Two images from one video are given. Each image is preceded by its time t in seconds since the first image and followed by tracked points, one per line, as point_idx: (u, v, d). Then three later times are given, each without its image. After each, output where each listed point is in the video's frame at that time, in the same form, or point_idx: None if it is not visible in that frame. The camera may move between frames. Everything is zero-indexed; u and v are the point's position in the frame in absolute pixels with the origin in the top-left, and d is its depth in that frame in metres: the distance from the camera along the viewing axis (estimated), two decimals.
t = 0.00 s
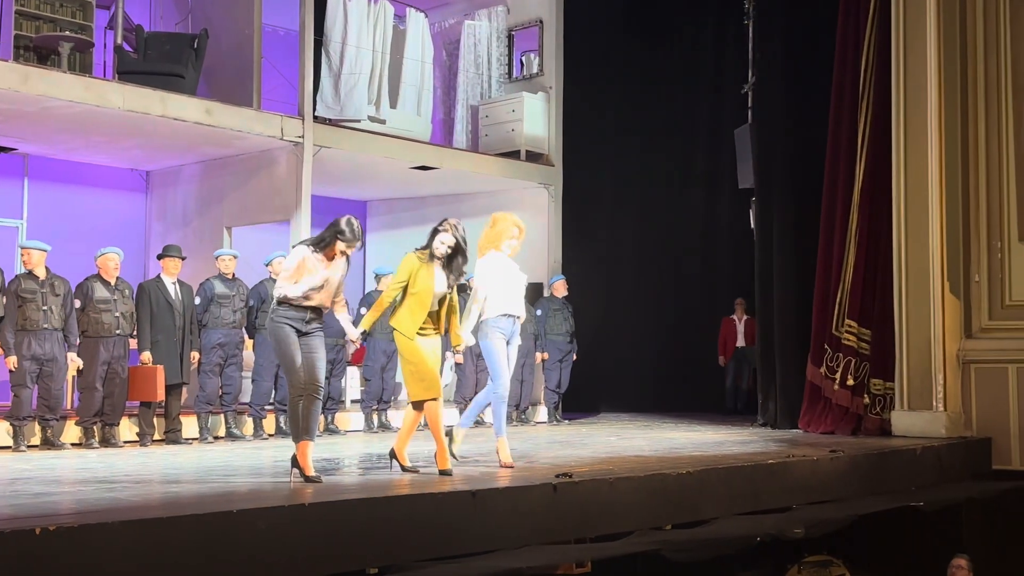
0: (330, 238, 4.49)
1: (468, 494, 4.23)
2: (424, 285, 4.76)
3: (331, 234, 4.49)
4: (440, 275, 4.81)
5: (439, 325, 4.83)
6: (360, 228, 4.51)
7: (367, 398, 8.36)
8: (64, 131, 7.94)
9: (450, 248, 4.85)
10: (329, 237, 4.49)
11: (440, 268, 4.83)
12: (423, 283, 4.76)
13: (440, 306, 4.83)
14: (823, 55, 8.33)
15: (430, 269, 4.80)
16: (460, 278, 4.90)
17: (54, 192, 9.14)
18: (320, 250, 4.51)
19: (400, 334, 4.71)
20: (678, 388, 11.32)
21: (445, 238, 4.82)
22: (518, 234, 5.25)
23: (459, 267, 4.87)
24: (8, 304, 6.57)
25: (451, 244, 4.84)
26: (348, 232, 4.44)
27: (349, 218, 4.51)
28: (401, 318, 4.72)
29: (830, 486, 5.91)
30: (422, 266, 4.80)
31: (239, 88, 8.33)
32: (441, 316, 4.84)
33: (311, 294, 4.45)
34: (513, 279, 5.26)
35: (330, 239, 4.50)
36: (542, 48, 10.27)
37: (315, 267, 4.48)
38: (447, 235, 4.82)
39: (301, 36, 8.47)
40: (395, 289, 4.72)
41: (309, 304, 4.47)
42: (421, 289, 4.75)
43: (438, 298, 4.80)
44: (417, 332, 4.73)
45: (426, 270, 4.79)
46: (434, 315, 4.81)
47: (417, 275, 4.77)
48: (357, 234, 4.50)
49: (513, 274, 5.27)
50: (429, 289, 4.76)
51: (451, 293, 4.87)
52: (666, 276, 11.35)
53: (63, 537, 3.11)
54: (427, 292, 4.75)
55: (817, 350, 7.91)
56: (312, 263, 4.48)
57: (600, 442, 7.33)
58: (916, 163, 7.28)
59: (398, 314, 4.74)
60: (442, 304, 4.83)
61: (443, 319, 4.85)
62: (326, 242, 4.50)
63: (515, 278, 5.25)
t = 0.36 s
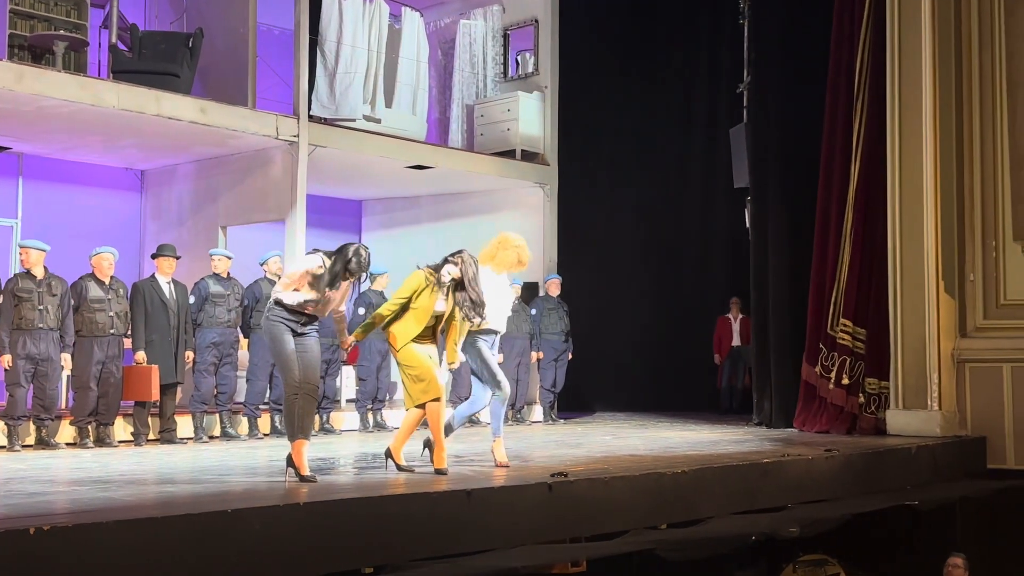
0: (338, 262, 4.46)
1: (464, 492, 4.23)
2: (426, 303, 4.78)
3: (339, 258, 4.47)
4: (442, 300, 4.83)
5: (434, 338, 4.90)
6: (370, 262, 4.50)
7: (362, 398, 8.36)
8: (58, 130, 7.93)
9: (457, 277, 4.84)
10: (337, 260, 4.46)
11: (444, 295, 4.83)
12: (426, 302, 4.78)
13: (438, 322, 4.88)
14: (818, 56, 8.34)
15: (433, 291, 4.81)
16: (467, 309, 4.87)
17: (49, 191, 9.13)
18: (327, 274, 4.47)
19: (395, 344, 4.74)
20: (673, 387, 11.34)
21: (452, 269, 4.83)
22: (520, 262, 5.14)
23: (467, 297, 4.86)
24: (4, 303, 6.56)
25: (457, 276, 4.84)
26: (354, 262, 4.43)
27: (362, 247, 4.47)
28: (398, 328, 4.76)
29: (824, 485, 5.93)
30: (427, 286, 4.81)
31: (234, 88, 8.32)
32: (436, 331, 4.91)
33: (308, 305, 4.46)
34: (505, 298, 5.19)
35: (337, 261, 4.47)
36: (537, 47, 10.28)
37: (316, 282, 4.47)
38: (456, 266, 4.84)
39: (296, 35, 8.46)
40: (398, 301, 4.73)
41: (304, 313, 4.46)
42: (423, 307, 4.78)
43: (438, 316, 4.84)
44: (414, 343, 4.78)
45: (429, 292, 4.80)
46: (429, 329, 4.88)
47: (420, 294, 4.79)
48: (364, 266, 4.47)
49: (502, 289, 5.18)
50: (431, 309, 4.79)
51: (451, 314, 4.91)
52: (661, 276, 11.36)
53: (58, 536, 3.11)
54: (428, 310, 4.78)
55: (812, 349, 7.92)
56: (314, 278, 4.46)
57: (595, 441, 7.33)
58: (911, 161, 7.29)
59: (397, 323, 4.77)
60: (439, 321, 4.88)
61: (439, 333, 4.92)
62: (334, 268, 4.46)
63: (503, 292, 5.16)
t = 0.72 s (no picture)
0: (348, 267, 4.50)
1: (463, 493, 4.23)
2: (429, 303, 4.78)
3: (345, 261, 4.51)
4: (447, 301, 4.82)
5: (434, 339, 4.94)
6: (374, 265, 4.61)
7: (361, 398, 8.37)
8: (57, 130, 7.92)
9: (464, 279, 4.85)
10: (346, 264, 4.50)
11: (449, 296, 4.82)
12: (430, 301, 4.78)
13: (438, 322, 4.90)
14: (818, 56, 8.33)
15: (438, 291, 4.80)
16: (469, 309, 4.89)
17: (48, 191, 9.12)
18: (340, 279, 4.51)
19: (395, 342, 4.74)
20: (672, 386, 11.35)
21: (460, 269, 4.83)
22: (519, 278, 5.15)
23: (470, 299, 4.88)
24: (5, 303, 6.56)
25: (464, 277, 4.85)
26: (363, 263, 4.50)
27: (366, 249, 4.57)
28: (399, 325, 4.73)
29: (823, 484, 5.93)
30: (433, 286, 4.81)
31: (233, 88, 8.31)
32: (435, 331, 4.93)
33: (311, 306, 4.46)
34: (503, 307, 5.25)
35: (349, 264, 4.50)
36: (536, 47, 10.28)
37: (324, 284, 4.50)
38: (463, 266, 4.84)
39: (295, 35, 8.45)
40: (401, 300, 4.73)
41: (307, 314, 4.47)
42: (426, 308, 4.77)
43: (441, 317, 4.84)
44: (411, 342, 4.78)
45: (434, 293, 4.79)
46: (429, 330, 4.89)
47: (427, 295, 4.78)
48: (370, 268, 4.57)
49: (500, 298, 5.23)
50: (434, 309, 4.79)
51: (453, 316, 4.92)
52: (661, 275, 11.36)
53: (58, 537, 3.10)
54: (430, 310, 4.78)
55: (811, 349, 7.92)
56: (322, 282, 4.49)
57: (595, 441, 7.33)
58: (910, 161, 7.28)
59: (397, 320, 4.75)
60: (440, 322, 4.90)
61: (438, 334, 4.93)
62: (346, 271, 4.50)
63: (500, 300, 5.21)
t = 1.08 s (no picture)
0: (348, 262, 4.48)
1: (467, 494, 4.22)
2: (433, 296, 4.78)
3: (346, 258, 4.48)
4: (450, 293, 4.83)
5: (438, 335, 4.88)
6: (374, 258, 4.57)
7: (365, 399, 8.37)
8: (61, 132, 7.94)
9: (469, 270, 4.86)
10: (346, 260, 4.48)
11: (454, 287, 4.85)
12: (433, 293, 4.78)
13: (442, 318, 4.85)
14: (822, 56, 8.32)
15: (443, 284, 4.82)
16: (476, 298, 4.89)
17: (52, 193, 9.14)
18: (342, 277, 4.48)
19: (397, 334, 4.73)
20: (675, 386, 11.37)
21: (466, 260, 4.85)
22: (521, 274, 5.17)
23: (479, 289, 4.88)
24: (10, 305, 6.57)
25: (471, 268, 4.86)
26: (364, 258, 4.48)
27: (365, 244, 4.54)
28: (402, 318, 4.73)
29: (828, 485, 5.92)
30: (438, 281, 4.84)
31: (236, 90, 8.32)
32: (441, 326, 4.88)
33: (314, 305, 4.46)
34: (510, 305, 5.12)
35: (349, 260, 4.48)
36: (539, 48, 10.28)
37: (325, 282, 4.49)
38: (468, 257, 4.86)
39: (298, 37, 8.45)
40: (404, 294, 4.77)
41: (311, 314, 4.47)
42: (428, 302, 4.76)
43: (442, 312, 4.81)
44: (413, 337, 4.77)
45: (438, 285, 4.81)
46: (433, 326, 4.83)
47: (432, 289, 4.79)
48: (371, 264, 4.54)
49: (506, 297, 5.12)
50: (436, 302, 4.77)
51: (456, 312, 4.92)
52: (664, 276, 11.36)
53: (62, 538, 3.10)
54: (434, 302, 4.76)
55: (815, 349, 7.93)
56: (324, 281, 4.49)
57: (599, 442, 7.33)
58: (914, 161, 7.27)
59: (399, 314, 4.76)
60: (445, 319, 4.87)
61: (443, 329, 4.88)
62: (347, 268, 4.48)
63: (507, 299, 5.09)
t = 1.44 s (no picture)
0: (349, 254, 4.50)
1: (476, 497, 4.22)
2: (435, 286, 4.77)
3: (346, 250, 4.52)
4: (449, 281, 4.82)
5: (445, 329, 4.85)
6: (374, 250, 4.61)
7: (375, 401, 8.38)
8: (70, 135, 7.97)
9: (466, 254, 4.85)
10: (347, 252, 4.51)
11: (452, 271, 4.85)
12: (434, 283, 4.77)
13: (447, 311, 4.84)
14: (831, 56, 8.30)
15: (442, 272, 4.82)
16: (472, 281, 4.90)
17: (61, 196, 9.16)
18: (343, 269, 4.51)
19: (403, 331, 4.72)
20: (683, 388, 11.36)
21: (463, 243, 4.83)
22: (527, 259, 5.24)
23: (474, 271, 4.90)
24: (19, 308, 6.60)
25: (469, 250, 4.84)
26: (365, 246, 4.50)
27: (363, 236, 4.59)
28: (408, 315, 4.72)
29: (837, 487, 5.90)
30: (435, 269, 4.83)
31: (244, 93, 8.33)
32: (446, 320, 4.86)
33: (319, 303, 4.44)
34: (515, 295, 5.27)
35: (350, 251, 4.52)
36: (546, 49, 10.28)
37: (329, 279, 4.48)
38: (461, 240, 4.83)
39: (306, 40, 8.46)
40: (405, 289, 4.74)
41: (317, 313, 4.45)
42: (432, 293, 4.75)
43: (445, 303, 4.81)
44: (422, 333, 4.73)
45: (437, 273, 4.80)
46: (440, 318, 4.82)
47: (431, 279, 4.78)
48: (371, 255, 4.58)
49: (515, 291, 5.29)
50: (438, 292, 4.76)
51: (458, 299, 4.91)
52: (672, 277, 11.34)
53: (72, 542, 3.10)
54: (436, 293, 4.76)
55: (824, 350, 7.90)
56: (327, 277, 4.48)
57: (608, 444, 7.32)
58: (924, 161, 7.24)
59: (405, 310, 4.74)
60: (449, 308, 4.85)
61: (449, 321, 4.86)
62: (348, 259, 4.51)
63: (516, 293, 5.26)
